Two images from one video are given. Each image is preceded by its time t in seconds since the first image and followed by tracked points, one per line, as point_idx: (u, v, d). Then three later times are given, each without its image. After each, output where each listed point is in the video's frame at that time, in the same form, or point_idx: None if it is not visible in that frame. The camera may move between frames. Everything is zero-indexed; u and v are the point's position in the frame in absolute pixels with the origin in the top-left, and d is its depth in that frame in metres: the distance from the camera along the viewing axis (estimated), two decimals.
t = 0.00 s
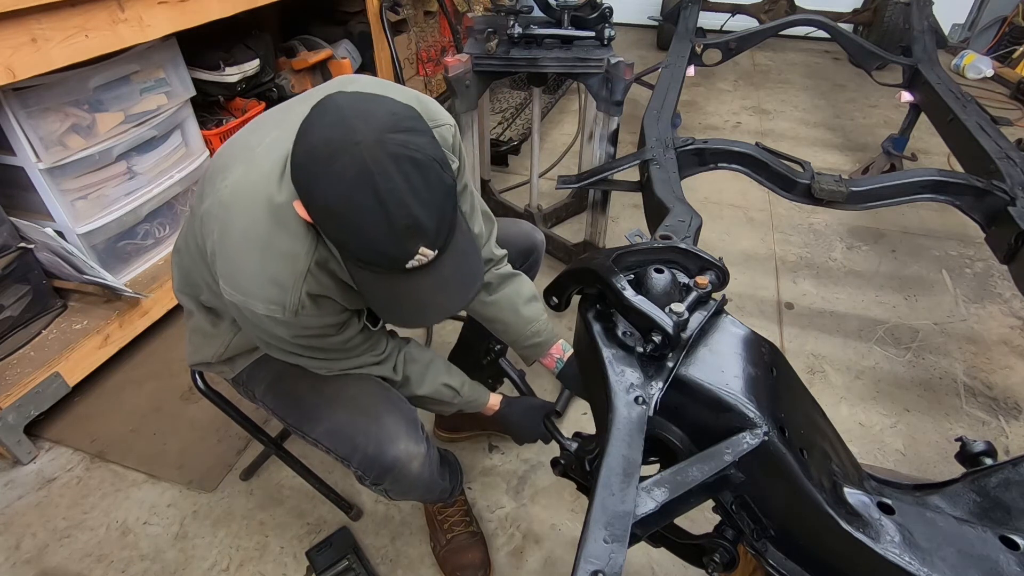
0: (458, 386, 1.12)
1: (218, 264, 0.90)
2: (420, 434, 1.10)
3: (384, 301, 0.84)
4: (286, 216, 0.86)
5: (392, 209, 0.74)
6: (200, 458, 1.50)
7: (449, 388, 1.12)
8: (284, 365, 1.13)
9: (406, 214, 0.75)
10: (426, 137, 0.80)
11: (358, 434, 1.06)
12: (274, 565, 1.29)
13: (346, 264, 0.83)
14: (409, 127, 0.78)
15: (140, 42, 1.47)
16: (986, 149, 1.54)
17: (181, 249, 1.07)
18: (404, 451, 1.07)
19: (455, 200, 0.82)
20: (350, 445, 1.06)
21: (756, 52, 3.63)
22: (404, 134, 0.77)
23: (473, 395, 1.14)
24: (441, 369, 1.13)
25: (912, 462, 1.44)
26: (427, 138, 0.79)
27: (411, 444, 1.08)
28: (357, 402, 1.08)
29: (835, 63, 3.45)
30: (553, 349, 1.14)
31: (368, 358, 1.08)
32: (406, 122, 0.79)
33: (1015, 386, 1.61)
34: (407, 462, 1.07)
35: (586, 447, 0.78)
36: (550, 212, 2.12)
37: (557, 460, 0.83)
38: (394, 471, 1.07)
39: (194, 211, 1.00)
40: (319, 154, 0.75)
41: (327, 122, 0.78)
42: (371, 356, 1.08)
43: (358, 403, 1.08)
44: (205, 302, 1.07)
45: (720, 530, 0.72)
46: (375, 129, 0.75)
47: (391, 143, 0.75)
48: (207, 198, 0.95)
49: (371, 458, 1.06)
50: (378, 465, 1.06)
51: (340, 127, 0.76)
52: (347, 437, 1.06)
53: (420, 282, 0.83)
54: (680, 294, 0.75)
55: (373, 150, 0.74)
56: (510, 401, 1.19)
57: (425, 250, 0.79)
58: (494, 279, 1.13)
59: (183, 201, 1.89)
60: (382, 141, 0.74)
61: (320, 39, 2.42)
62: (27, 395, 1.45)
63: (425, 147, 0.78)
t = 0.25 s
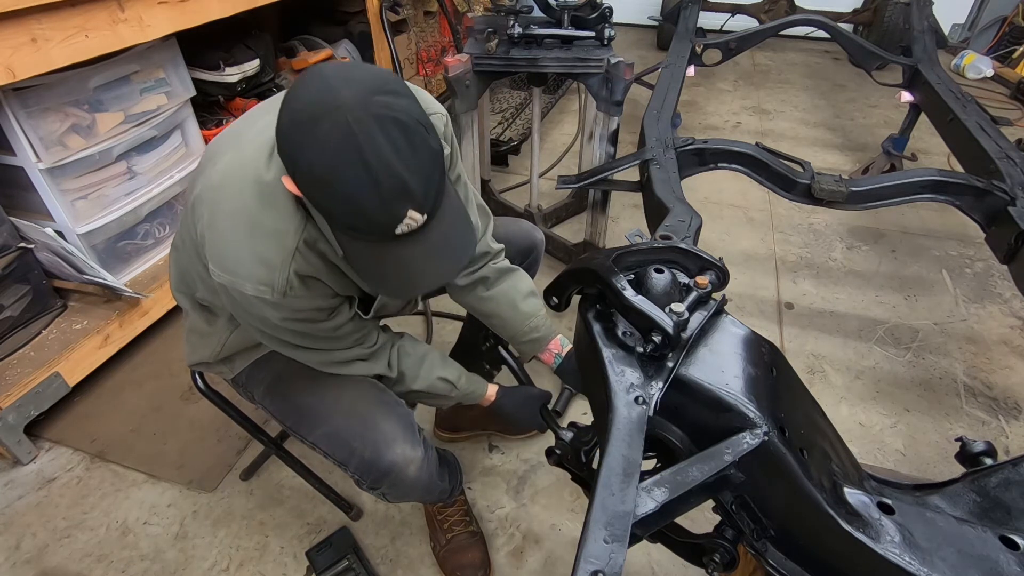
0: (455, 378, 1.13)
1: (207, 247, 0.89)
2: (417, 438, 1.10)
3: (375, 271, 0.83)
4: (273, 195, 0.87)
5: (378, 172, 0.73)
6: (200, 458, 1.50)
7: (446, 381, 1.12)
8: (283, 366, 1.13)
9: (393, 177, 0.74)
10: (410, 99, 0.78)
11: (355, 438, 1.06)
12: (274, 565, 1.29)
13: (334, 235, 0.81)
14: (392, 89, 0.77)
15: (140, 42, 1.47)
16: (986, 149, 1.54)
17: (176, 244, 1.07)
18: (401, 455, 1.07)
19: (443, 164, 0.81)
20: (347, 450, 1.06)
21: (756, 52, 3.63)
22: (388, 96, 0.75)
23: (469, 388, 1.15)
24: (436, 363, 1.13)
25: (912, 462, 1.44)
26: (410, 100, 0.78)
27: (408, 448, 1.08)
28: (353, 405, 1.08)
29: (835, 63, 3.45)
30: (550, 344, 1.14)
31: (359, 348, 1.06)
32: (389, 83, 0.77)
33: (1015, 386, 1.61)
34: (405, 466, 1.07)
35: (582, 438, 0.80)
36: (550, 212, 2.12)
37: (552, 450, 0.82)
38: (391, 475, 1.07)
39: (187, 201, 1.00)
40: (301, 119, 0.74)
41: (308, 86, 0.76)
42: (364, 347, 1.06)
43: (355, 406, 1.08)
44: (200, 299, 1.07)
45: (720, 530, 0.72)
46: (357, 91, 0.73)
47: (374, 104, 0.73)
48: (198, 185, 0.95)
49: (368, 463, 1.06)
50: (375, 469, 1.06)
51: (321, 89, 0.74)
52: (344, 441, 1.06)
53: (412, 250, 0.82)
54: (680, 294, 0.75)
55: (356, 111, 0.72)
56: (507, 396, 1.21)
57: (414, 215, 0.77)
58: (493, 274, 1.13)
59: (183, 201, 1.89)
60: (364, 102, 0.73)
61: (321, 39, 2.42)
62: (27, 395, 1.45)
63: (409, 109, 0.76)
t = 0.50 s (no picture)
0: (452, 372, 1.12)
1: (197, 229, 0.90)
2: (414, 441, 1.10)
3: (370, 221, 0.82)
4: (257, 170, 0.89)
5: (361, 111, 0.72)
6: (200, 458, 1.50)
7: (443, 374, 1.12)
8: (282, 367, 1.13)
9: (377, 116, 0.73)
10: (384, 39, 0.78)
11: (352, 443, 1.06)
12: (274, 565, 1.29)
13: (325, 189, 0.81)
14: (364, 31, 0.76)
15: (140, 42, 1.47)
16: (986, 149, 1.54)
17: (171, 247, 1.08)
18: (398, 459, 1.07)
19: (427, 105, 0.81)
20: (345, 454, 1.06)
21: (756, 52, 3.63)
22: (361, 36, 0.75)
23: (467, 380, 1.15)
24: (431, 358, 1.12)
25: (912, 463, 1.44)
26: (384, 41, 0.78)
27: (405, 452, 1.08)
28: (350, 409, 1.08)
29: (835, 63, 3.45)
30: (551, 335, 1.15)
31: (349, 342, 1.05)
32: (361, 26, 0.77)
33: (1015, 386, 1.61)
34: (402, 470, 1.07)
35: (579, 429, 0.81)
36: (550, 212, 2.12)
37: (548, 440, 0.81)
38: (389, 479, 1.07)
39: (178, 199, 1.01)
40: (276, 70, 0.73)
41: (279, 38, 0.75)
42: (353, 340, 1.06)
43: (351, 410, 1.08)
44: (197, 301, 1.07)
45: (720, 530, 0.72)
46: (330, 34, 0.73)
47: (350, 45, 0.73)
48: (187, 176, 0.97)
49: (366, 467, 1.06)
50: (373, 473, 1.06)
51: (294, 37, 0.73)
52: (342, 446, 1.06)
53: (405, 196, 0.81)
54: (680, 294, 0.75)
55: (332, 52, 0.72)
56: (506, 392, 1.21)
57: (402, 155, 0.77)
58: (495, 261, 1.19)
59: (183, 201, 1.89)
60: (339, 43, 0.72)
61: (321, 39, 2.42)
62: (27, 395, 1.45)
63: (384, 49, 0.76)
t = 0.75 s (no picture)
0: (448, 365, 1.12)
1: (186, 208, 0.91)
2: (414, 441, 1.10)
3: (358, 166, 0.82)
4: (245, 144, 0.92)
5: (339, 50, 0.73)
6: (200, 458, 1.50)
7: (439, 367, 1.12)
8: (281, 367, 1.13)
9: (354, 53, 0.74)
10: None
11: (352, 444, 1.06)
12: (274, 565, 1.29)
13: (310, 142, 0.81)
14: None
15: (140, 42, 1.47)
16: (985, 149, 1.54)
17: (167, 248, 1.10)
18: (398, 460, 1.07)
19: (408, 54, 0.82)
20: (345, 455, 1.06)
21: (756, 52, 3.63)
22: None
23: (464, 372, 1.14)
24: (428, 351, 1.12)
25: (912, 463, 1.44)
26: None
27: (405, 452, 1.08)
28: (349, 410, 1.08)
29: (835, 63, 3.45)
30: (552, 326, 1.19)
31: (340, 332, 1.03)
32: None
33: (1015, 386, 1.61)
34: (402, 470, 1.07)
35: (576, 421, 0.81)
36: (550, 212, 2.12)
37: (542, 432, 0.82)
38: (389, 480, 1.07)
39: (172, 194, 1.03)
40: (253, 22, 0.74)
41: None
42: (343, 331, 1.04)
43: (351, 411, 1.08)
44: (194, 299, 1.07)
45: (720, 530, 0.72)
46: None
47: None
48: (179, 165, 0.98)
49: (366, 467, 1.06)
50: (373, 474, 1.06)
51: None
52: (342, 446, 1.06)
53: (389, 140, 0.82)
54: (680, 294, 0.75)
55: None
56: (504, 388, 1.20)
57: (384, 96, 0.78)
58: (495, 252, 1.22)
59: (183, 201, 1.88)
60: None
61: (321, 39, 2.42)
62: (27, 395, 1.45)
63: None
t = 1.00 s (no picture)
0: (446, 359, 1.12)
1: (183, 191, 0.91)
2: (418, 439, 1.10)
3: (353, 145, 0.81)
4: (244, 129, 0.92)
5: (335, 21, 0.73)
6: (199, 458, 1.50)
7: (438, 361, 1.12)
8: (281, 367, 1.12)
9: (351, 27, 0.74)
10: None
11: (357, 442, 1.06)
12: (274, 565, 1.29)
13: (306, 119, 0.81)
14: None
15: (140, 42, 1.47)
16: (985, 149, 1.54)
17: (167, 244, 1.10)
18: (402, 458, 1.07)
19: (405, 36, 0.83)
20: (349, 453, 1.06)
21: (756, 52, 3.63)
22: None
23: (462, 367, 1.14)
24: (426, 345, 1.13)
25: (912, 463, 1.44)
26: None
27: (410, 450, 1.08)
28: (353, 409, 1.08)
29: (835, 63, 3.45)
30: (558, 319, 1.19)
31: (336, 325, 1.03)
32: None
33: (1015, 386, 1.61)
34: (407, 468, 1.07)
35: (575, 415, 0.81)
36: (550, 212, 2.12)
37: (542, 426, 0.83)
38: (393, 478, 1.07)
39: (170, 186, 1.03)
40: None
41: None
42: (338, 324, 1.03)
43: (355, 410, 1.08)
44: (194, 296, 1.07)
45: (720, 530, 0.72)
46: None
47: None
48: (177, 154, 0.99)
49: (371, 465, 1.06)
50: (378, 472, 1.06)
51: None
52: (347, 444, 1.06)
53: (385, 121, 0.82)
54: (680, 294, 0.75)
55: None
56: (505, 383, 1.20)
57: (380, 73, 0.78)
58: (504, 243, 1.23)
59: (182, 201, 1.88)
60: None
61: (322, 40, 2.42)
62: (27, 395, 1.45)
63: None
